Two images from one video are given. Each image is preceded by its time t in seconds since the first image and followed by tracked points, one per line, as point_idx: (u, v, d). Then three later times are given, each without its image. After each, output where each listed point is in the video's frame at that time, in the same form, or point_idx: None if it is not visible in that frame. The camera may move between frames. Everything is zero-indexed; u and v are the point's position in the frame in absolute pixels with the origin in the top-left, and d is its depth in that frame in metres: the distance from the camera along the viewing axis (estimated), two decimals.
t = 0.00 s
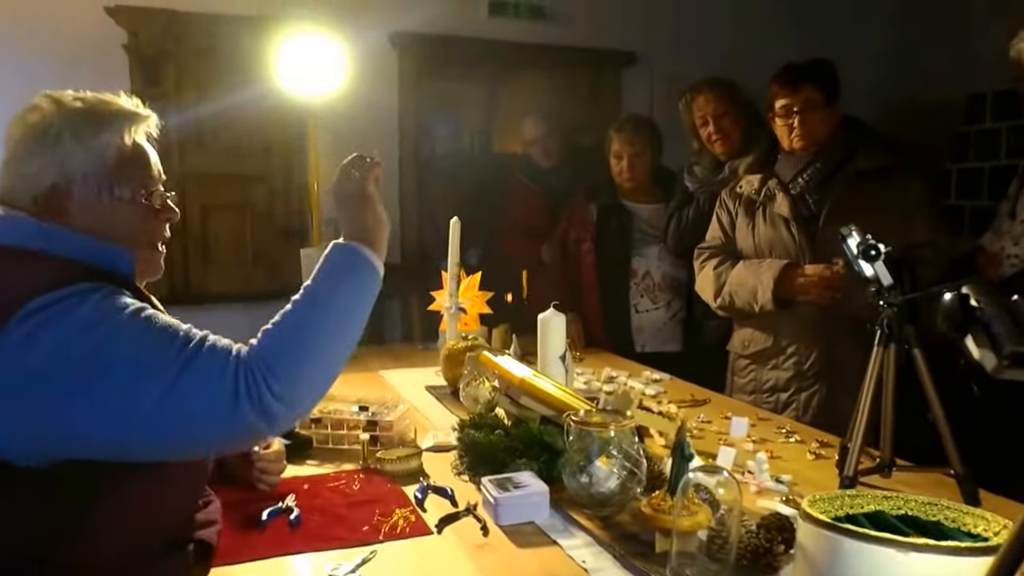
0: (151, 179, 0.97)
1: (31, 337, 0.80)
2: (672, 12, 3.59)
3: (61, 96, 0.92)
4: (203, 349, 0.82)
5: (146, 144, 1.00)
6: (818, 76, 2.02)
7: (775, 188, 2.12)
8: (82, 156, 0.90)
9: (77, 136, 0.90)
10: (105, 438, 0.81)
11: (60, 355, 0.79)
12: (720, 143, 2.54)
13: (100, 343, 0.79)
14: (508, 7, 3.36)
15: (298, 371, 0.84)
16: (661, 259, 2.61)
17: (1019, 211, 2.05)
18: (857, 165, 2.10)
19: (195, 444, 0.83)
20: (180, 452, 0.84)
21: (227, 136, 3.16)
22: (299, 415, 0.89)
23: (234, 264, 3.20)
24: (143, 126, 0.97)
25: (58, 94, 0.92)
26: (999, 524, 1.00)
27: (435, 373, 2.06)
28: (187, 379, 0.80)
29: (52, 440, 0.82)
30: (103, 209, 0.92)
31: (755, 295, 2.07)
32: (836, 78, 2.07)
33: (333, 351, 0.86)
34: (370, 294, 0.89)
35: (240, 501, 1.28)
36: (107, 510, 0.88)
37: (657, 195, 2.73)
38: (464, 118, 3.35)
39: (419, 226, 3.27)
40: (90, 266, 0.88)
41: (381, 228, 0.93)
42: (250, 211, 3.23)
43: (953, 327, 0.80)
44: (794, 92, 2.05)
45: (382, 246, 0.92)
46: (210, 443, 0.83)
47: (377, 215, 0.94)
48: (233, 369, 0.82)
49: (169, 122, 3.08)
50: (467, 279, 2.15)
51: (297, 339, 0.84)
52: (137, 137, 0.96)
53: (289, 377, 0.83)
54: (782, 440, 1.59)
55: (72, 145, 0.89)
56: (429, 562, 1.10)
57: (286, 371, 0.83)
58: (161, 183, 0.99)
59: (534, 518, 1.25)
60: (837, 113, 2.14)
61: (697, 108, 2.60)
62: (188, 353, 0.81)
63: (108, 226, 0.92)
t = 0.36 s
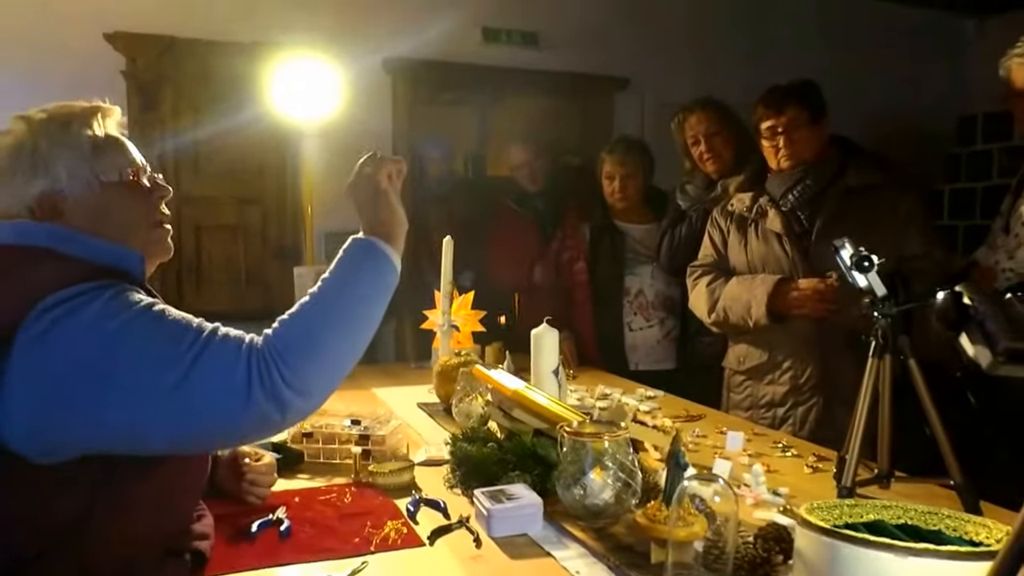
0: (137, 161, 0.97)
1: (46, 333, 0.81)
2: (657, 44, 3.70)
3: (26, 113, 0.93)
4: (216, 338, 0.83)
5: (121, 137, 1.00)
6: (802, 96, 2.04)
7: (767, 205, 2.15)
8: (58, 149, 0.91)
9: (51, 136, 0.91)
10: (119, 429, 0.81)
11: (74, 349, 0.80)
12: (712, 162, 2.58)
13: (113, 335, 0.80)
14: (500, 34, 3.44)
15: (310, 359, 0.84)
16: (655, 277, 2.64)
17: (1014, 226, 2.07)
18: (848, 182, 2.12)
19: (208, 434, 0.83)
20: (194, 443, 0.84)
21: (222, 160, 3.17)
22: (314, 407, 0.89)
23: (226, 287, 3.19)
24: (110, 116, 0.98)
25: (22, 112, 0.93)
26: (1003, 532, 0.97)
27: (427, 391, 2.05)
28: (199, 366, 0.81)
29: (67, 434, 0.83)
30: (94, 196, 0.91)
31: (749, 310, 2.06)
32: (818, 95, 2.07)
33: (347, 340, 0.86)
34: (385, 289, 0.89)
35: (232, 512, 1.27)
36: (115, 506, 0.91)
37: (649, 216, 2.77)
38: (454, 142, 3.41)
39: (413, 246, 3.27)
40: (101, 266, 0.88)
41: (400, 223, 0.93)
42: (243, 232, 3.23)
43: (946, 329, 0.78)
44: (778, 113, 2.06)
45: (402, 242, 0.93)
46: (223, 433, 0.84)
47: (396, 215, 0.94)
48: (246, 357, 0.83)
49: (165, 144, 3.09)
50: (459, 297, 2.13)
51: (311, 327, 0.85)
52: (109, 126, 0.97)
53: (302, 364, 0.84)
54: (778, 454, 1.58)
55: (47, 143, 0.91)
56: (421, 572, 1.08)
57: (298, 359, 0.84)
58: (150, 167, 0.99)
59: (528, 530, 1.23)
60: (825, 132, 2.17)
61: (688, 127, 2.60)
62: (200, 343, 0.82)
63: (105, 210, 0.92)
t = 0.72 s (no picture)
0: (141, 178, 0.96)
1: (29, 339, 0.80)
2: (645, 58, 3.74)
3: (39, 114, 0.94)
4: (201, 344, 0.83)
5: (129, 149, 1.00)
6: (789, 105, 2.05)
7: (755, 214, 2.16)
8: (62, 157, 0.90)
9: (61, 144, 0.91)
10: (102, 437, 0.81)
11: (57, 355, 0.80)
12: (700, 171, 2.59)
13: (97, 342, 0.80)
14: (488, 46, 3.48)
15: (298, 366, 0.84)
16: (643, 288, 2.67)
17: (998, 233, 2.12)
18: (835, 190, 2.15)
19: (193, 441, 0.82)
20: (178, 451, 0.83)
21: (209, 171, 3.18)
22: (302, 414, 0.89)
23: (212, 300, 3.17)
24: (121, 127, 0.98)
25: (34, 112, 0.94)
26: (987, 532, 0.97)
27: (415, 403, 2.04)
28: (185, 372, 0.80)
29: (48, 441, 0.82)
30: (88, 210, 0.91)
31: (737, 318, 2.07)
32: (807, 108, 2.10)
33: (335, 346, 0.86)
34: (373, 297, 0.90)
35: (218, 522, 1.25)
36: (99, 515, 0.90)
37: (637, 226, 2.78)
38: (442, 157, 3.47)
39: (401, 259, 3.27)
40: (88, 273, 0.87)
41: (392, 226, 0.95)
42: (230, 245, 3.22)
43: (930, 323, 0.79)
44: (766, 122, 2.08)
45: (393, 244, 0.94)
46: (209, 440, 0.83)
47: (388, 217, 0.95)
48: (232, 363, 0.82)
49: (151, 156, 3.09)
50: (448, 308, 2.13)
51: (299, 333, 0.85)
52: (119, 137, 0.97)
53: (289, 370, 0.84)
54: (767, 461, 1.59)
55: (50, 149, 0.90)
56: None
57: (285, 364, 0.84)
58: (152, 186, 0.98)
59: (516, 537, 1.22)
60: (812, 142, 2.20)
61: (676, 137, 2.62)
62: (186, 349, 0.81)
63: (98, 225, 0.91)
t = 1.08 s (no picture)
0: (160, 198, 0.96)
1: (26, 324, 0.79)
2: (629, 65, 3.77)
3: (74, 113, 0.93)
4: (200, 312, 0.80)
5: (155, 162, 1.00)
6: (774, 109, 2.06)
7: (739, 218, 2.17)
8: (88, 167, 0.90)
9: (84, 149, 0.90)
10: (109, 415, 0.78)
11: (53, 335, 0.78)
12: (683, 176, 2.60)
13: (92, 319, 0.78)
14: (472, 52, 3.50)
15: (316, 335, 0.81)
16: (626, 292, 2.68)
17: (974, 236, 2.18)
18: (816, 195, 2.19)
19: (204, 410, 0.79)
20: (192, 421, 0.80)
21: (191, 176, 3.17)
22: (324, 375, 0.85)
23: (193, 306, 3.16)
24: (153, 141, 0.98)
25: (70, 111, 0.93)
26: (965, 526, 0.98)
27: (399, 408, 2.04)
28: (183, 339, 0.78)
29: (58, 425, 0.80)
30: (103, 225, 0.91)
31: (720, 322, 2.09)
32: (790, 111, 2.10)
33: (346, 299, 0.81)
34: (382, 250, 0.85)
35: (199, 527, 1.24)
36: (94, 513, 0.89)
37: (621, 231, 2.80)
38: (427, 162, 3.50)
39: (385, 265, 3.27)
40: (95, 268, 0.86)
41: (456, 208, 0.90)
42: (213, 251, 3.21)
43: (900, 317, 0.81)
44: (752, 125, 2.08)
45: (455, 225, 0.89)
46: (222, 406, 0.80)
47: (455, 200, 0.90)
48: (233, 325, 0.79)
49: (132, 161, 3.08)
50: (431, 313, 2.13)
51: (316, 302, 0.81)
52: (148, 152, 0.97)
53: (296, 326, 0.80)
54: (749, 463, 1.60)
55: (79, 157, 0.90)
56: None
57: (291, 323, 0.80)
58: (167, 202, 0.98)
59: (500, 538, 1.22)
60: (795, 144, 2.19)
61: (660, 141, 2.65)
62: (195, 323, 0.78)
63: (109, 241, 0.91)
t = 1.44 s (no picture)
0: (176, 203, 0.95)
1: (32, 317, 0.77)
2: (608, 71, 3.80)
3: (88, 121, 0.93)
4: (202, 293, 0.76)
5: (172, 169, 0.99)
6: (755, 107, 2.14)
7: (717, 221, 2.21)
8: (99, 171, 0.89)
9: (96, 154, 0.90)
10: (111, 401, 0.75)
11: (55, 324, 0.75)
12: (662, 179, 2.64)
13: (91, 305, 0.75)
14: (451, 57, 3.52)
15: (324, 323, 0.74)
16: (606, 295, 2.70)
17: (948, 237, 2.18)
18: (795, 199, 2.17)
19: (206, 391, 0.74)
20: (201, 409, 0.76)
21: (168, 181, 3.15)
22: (339, 357, 0.78)
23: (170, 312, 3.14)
24: (167, 147, 0.97)
25: (85, 119, 0.93)
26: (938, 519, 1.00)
27: (380, 411, 2.04)
28: (180, 319, 0.73)
29: (69, 417, 0.77)
30: (114, 230, 0.90)
31: (699, 323, 2.11)
32: (773, 111, 2.18)
33: (353, 272, 0.75)
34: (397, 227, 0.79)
35: (178, 529, 1.23)
36: (92, 512, 0.88)
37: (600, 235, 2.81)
38: (406, 166, 3.49)
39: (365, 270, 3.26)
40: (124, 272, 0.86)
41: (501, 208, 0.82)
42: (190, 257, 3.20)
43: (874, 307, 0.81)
44: (732, 122, 2.16)
45: (500, 232, 0.82)
46: (225, 389, 0.74)
47: (496, 203, 0.82)
48: (232, 303, 0.74)
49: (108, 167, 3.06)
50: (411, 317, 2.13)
51: (323, 286, 0.74)
52: (163, 159, 0.96)
53: (297, 301, 0.74)
54: (728, 462, 1.61)
55: (90, 161, 0.89)
56: None
57: (294, 297, 0.74)
58: (183, 208, 0.96)
59: (481, 538, 1.22)
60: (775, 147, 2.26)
61: (639, 146, 2.68)
62: (197, 310, 0.74)
63: (119, 244, 0.90)
